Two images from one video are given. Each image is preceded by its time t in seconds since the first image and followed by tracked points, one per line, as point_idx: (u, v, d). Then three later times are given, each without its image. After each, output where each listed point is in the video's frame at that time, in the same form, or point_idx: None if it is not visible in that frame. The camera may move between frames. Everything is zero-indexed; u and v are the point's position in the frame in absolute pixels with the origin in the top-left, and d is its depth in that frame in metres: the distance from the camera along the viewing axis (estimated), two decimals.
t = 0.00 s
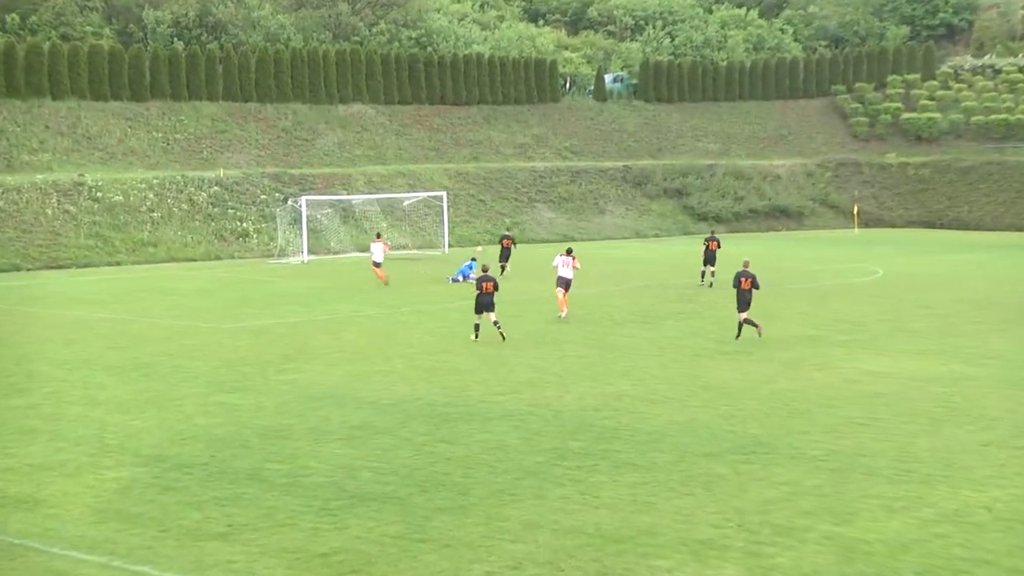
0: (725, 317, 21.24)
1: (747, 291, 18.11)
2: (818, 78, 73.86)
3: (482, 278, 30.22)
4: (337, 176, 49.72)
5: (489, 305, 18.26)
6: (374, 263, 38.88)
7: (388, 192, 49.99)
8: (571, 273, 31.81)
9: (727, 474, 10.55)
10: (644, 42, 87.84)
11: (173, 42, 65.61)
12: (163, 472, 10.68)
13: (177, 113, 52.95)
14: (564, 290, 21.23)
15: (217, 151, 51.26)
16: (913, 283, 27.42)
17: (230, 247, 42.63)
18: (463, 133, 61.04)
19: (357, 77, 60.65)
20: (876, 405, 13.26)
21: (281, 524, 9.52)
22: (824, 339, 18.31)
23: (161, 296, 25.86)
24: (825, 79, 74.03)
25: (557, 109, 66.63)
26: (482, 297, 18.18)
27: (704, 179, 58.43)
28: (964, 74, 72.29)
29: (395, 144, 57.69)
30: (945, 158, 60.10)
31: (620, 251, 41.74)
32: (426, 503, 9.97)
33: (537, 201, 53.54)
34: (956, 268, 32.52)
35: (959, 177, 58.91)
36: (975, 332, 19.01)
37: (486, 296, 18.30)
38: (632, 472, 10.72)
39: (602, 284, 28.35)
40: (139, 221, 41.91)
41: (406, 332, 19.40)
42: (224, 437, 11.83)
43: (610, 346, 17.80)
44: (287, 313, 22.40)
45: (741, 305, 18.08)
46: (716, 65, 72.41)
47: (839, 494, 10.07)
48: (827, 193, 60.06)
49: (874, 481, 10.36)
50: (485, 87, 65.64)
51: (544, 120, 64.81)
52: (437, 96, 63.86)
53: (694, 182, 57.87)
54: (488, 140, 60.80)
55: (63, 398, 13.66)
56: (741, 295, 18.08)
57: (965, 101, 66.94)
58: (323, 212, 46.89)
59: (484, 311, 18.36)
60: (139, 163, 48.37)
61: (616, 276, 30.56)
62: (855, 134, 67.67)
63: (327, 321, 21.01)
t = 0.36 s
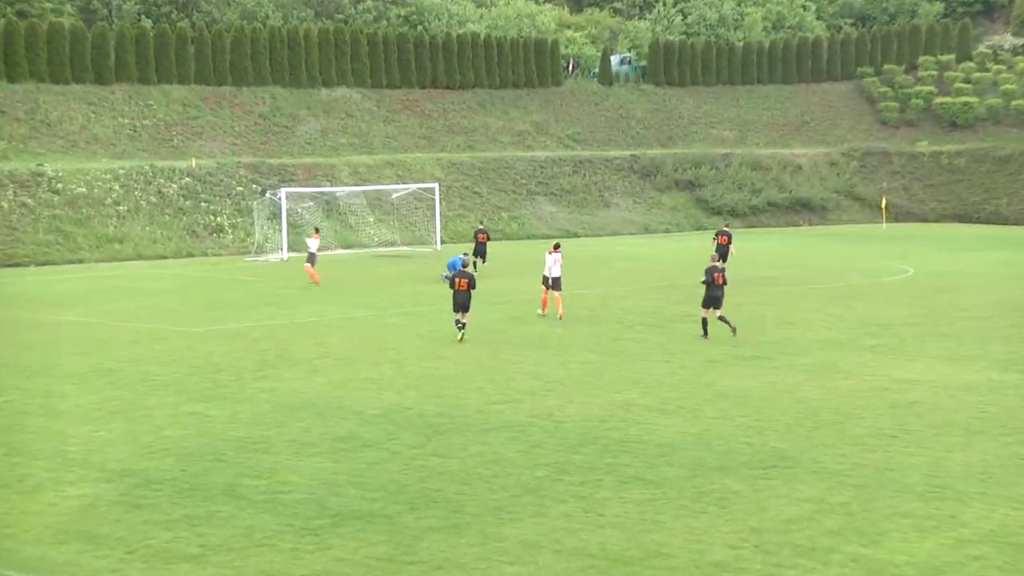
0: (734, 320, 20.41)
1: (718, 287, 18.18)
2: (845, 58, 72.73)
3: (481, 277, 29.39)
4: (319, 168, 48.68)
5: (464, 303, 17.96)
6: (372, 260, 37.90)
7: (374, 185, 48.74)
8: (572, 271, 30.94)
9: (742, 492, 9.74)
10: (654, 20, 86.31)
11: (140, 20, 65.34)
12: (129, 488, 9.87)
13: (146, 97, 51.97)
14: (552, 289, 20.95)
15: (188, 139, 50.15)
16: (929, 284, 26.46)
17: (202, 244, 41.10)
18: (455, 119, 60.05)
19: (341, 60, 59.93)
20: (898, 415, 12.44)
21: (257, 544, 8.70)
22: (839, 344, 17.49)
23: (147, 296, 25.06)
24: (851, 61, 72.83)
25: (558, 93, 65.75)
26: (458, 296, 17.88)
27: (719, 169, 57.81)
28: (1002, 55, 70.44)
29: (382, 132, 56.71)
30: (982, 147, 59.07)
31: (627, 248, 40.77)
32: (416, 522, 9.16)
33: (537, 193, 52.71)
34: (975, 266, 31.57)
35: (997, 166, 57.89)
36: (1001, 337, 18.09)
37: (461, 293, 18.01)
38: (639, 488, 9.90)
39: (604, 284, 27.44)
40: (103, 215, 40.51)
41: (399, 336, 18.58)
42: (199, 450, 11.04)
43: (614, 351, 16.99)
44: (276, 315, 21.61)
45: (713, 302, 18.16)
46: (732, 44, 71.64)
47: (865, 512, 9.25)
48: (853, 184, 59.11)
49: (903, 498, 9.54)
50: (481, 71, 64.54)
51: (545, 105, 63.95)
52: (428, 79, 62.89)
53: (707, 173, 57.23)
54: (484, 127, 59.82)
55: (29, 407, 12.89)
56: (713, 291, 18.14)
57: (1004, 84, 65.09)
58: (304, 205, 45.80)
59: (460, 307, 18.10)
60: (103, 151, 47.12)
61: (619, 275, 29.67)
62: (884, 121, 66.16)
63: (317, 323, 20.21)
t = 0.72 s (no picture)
0: (744, 322, 19.54)
1: (688, 285, 17.94)
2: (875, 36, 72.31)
3: (479, 276, 28.54)
4: (298, 156, 47.65)
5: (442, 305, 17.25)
6: (372, 257, 36.99)
7: (355, 175, 47.73)
8: (572, 270, 30.08)
9: (761, 512, 8.88)
10: None
11: None
12: (87, 508, 9.03)
13: (106, 79, 51.33)
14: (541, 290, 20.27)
15: (150, 125, 49.21)
16: (948, 284, 25.56)
17: (163, 238, 39.90)
18: (445, 101, 59.29)
19: (320, 38, 59.01)
20: (925, 428, 11.59)
21: (225, 571, 7.84)
22: (856, 349, 16.62)
23: (129, 296, 24.21)
24: (880, 40, 72.28)
25: (558, 74, 64.98)
26: (436, 297, 17.14)
27: (735, 156, 57.32)
28: None
29: (365, 115, 55.83)
30: None
31: (635, 244, 39.81)
32: (403, 545, 8.31)
33: (536, 186, 51.72)
34: (991, 265, 30.68)
35: None
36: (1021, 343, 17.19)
37: (439, 294, 17.25)
38: (648, 508, 9.05)
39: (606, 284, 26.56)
40: (59, 208, 39.19)
41: (391, 341, 17.71)
42: (167, 467, 10.19)
43: (618, 357, 16.13)
44: (263, 318, 20.75)
45: (682, 299, 17.86)
46: (750, 19, 71.33)
47: (897, 537, 8.39)
48: (882, 174, 58.17)
49: (938, 521, 8.69)
50: (474, 49, 63.71)
51: (545, 87, 63.32)
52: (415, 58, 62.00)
53: (722, 162, 56.65)
54: (478, 113, 58.95)
55: None
56: (682, 288, 17.87)
57: None
58: (279, 197, 44.45)
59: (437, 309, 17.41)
60: (59, 138, 46.00)
61: (621, 274, 28.76)
62: (918, 105, 65.39)
63: (305, 326, 19.35)
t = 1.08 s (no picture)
0: (749, 325, 18.97)
1: (658, 280, 17.34)
2: (898, 19, 72.27)
3: (474, 276, 28.00)
4: (270, 143, 47.08)
5: (419, 300, 16.76)
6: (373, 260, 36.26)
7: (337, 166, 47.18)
8: (569, 269, 29.52)
9: (773, 529, 8.31)
10: None
11: None
12: (51, 525, 8.45)
13: (68, 62, 50.02)
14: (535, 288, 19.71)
15: (116, 111, 48.05)
16: (953, 284, 25.02)
17: (130, 234, 38.80)
18: (433, 87, 58.62)
19: (300, 19, 58.47)
20: (942, 438, 11.03)
21: None
22: (866, 354, 16.09)
23: (110, 298, 23.60)
24: (905, 20, 72.46)
25: (557, 57, 64.58)
26: (413, 292, 16.67)
27: (747, 146, 56.70)
28: None
29: (347, 101, 55.07)
30: None
31: (639, 241, 39.15)
32: (389, 564, 7.72)
33: (533, 179, 51.07)
34: (995, 263, 30.18)
35: None
36: None
37: (416, 290, 16.78)
38: (652, 525, 8.48)
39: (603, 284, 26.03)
40: (18, 202, 38.03)
41: (382, 347, 17.14)
42: (139, 481, 9.60)
43: (618, 362, 15.57)
44: (251, 323, 20.18)
45: (651, 297, 17.39)
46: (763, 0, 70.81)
47: (919, 555, 7.82)
48: (908, 165, 57.63)
49: (964, 538, 8.11)
50: (465, 29, 63.16)
51: (542, 72, 62.71)
52: (400, 39, 61.44)
53: (733, 152, 55.83)
54: (472, 99, 58.31)
55: None
56: (651, 285, 17.33)
57: None
58: (256, 189, 43.48)
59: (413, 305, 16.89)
60: (18, 126, 44.73)
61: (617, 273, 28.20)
62: (945, 91, 64.61)
63: (294, 329, 18.79)
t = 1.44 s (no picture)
0: (749, 325, 18.99)
1: (625, 277, 17.61)
2: (897, 18, 72.42)
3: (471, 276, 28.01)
4: (274, 147, 46.93)
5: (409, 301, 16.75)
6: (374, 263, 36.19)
7: (338, 166, 47.21)
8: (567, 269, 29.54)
9: (774, 530, 8.29)
10: None
11: None
12: (49, 526, 8.44)
13: (67, 62, 50.04)
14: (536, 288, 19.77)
15: (116, 111, 48.06)
16: (952, 284, 25.03)
17: (129, 234, 38.80)
18: (432, 87, 58.65)
19: (299, 20, 58.46)
20: (940, 439, 11.04)
21: None
22: (864, 354, 16.09)
23: (107, 298, 23.58)
24: (904, 20, 72.61)
25: (555, 58, 64.58)
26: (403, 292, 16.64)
27: (746, 146, 56.73)
28: None
29: (346, 100, 55.14)
30: None
31: (640, 241, 39.14)
32: (388, 564, 7.72)
33: (531, 178, 51.06)
34: (994, 264, 30.20)
35: None
36: None
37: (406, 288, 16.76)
38: (653, 525, 8.48)
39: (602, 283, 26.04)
40: (16, 202, 37.99)
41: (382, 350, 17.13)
42: (137, 481, 9.59)
43: (617, 363, 15.56)
44: (249, 326, 20.18)
45: (620, 294, 17.65)
46: None
47: (919, 555, 7.82)
48: (907, 164, 57.58)
49: (964, 538, 8.11)
50: (462, 30, 63.09)
51: (540, 72, 62.73)
52: (400, 39, 61.45)
53: (732, 153, 55.86)
54: (470, 100, 58.28)
55: None
56: (619, 283, 17.59)
57: None
58: (255, 189, 43.51)
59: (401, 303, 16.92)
60: (17, 126, 44.74)
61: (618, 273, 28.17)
62: (945, 90, 64.62)
63: (292, 330, 18.79)
